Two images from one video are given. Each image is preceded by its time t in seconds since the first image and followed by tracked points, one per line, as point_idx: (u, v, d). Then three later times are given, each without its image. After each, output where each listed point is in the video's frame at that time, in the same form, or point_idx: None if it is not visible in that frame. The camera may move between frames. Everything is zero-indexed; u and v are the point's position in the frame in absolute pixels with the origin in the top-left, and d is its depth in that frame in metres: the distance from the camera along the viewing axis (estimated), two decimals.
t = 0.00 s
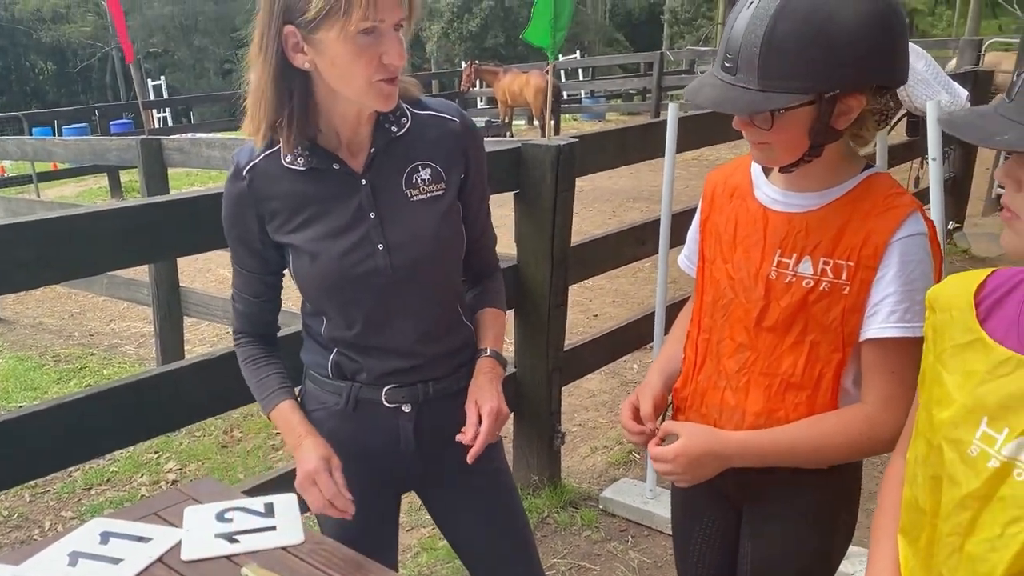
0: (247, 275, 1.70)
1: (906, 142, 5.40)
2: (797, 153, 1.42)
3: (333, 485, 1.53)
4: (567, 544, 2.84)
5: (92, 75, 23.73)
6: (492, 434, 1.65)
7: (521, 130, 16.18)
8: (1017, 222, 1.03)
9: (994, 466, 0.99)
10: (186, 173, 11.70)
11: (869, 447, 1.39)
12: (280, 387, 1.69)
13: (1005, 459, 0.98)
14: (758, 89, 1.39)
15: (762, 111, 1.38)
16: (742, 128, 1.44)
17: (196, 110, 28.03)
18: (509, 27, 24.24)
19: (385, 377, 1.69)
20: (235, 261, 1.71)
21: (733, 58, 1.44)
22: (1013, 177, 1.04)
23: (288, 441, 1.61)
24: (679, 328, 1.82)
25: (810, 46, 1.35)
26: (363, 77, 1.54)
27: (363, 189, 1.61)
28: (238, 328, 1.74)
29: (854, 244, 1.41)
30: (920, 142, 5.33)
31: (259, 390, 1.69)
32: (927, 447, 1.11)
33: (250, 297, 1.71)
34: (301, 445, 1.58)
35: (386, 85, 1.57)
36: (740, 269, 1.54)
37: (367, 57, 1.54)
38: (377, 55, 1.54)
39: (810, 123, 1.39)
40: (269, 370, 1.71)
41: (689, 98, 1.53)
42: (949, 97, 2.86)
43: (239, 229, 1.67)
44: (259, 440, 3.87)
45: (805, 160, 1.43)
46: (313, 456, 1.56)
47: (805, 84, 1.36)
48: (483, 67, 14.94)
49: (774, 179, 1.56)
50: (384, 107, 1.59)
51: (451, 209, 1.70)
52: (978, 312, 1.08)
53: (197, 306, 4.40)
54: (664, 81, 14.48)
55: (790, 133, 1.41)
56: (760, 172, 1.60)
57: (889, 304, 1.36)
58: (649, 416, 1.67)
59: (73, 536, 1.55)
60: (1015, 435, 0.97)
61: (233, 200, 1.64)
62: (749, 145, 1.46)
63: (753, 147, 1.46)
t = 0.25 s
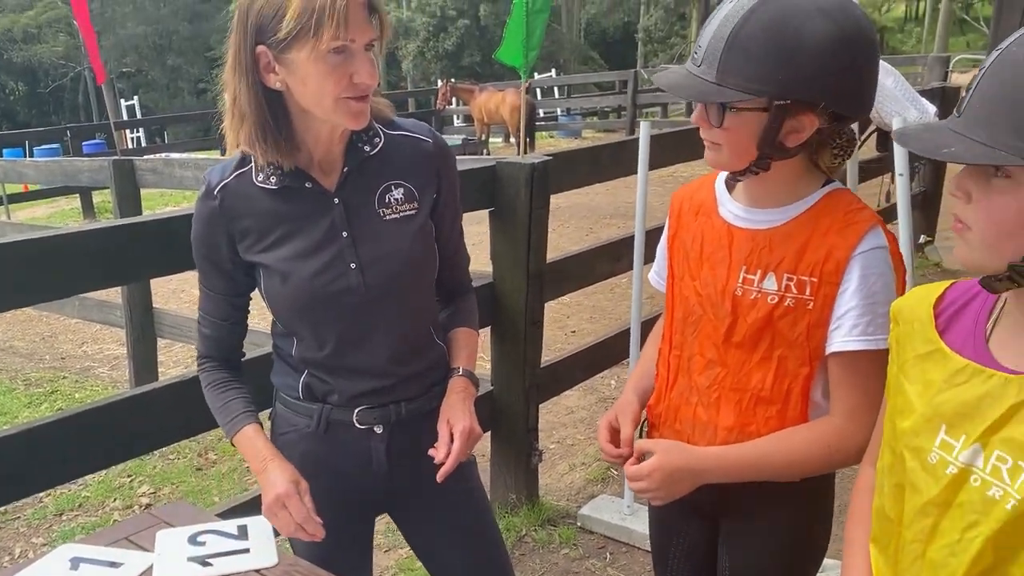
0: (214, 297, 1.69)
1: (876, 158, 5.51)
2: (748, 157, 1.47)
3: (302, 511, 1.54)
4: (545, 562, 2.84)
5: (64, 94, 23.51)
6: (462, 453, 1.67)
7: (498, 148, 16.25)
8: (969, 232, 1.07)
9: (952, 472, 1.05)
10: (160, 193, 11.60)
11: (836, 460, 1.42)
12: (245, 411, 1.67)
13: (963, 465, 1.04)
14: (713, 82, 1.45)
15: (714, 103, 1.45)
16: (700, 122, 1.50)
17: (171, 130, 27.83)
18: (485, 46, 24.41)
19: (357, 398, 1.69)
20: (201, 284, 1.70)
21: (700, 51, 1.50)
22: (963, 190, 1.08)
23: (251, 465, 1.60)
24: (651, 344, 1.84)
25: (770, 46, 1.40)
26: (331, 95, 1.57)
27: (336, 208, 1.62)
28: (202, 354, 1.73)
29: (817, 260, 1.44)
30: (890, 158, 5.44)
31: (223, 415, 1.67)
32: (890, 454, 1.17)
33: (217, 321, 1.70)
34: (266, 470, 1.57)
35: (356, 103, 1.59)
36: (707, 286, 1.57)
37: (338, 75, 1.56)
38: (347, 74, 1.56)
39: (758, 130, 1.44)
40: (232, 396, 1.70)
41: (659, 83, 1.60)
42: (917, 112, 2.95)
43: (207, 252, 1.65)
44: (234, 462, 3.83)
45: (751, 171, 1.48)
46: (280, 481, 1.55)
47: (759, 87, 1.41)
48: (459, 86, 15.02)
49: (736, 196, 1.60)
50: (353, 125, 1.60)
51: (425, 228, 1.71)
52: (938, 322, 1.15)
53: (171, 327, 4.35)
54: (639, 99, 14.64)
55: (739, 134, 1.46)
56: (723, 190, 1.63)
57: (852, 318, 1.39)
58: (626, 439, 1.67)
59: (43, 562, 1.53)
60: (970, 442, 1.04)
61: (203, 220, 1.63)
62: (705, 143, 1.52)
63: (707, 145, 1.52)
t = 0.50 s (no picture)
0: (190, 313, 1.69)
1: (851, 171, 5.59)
2: (722, 170, 1.49)
3: (287, 514, 1.52)
4: None
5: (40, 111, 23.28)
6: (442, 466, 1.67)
7: (478, 162, 16.31)
8: (939, 238, 1.10)
9: (929, 471, 1.08)
10: (138, 211, 11.51)
11: (813, 468, 1.44)
12: (224, 422, 1.66)
13: (939, 463, 1.07)
14: (690, 93, 1.48)
15: (691, 114, 1.48)
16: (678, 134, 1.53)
17: (148, 146, 27.64)
18: (464, 62, 24.53)
19: (331, 415, 1.69)
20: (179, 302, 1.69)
21: (678, 64, 1.54)
22: (932, 196, 1.11)
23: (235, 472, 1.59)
24: (629, 357, 1.86)
25: (748, 61, 1.43)
26: (308, 111, 1.57)
27: (310, 224, 1.62)
28: (180, 370, 1.73)
29: (791, 271, 1.46)
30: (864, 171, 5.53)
31: (202, 428, 1.66)
32: (870, 456, 1.21)
33: (195, 337, 1.70)
34: (251, 475, 1.56)
35: (332, 118, 1.60)
36: (685, 297, 1.59)
37: (313, 90, 1.57)
38: (323, 90, 1.58)
39: (733, 145, 1.47)
40: (213, 408, 1.69)
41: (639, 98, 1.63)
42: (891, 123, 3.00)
43: (182, 266, 1.66)
44: (213, 481, 3.79)
45: (725, 183, 1.50)
46: (264, 485, 1.53)
47: (736, 98, 1.44)
48: (438, 101, 15.08)
49: (712, 210, 1.63)
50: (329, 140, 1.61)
51: (400, 244, 1.71)
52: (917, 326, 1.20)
53: (148, 345, 4.31)
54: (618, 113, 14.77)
55: (714, 147, 1.49)
56: (699, 202, 1.66)
57: (826, 329, 1.42)
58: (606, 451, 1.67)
59: None
60: (947, 440, 1.07)
61: (178, 237, 1.64)
62: (682, 155, 1.54)
63: (683, 158, 1.54)
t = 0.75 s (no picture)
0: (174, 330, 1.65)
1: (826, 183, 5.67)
2: (704, 179, 1.52)
3: (360, 445, 1.53)
4: None
5: (14, 128, 23.02)
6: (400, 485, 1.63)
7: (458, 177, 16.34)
8: (917, 242, 1.14)
9: (910, 473, 1.11)
10: (114, 228, 11.40)
11: (789, 476, 1.46)
12: (234, 424, 1.63)
13: (920, 466, 1.10)
14: (675, 101, 1.49)
15: (675, 123, 1.50)
16: (661, 145, 1.56)
17: (125, 163, 27.42)
18: (443, 77, 24.61)
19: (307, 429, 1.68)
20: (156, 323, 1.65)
21: (660, 75, 1.55)
22: (910, 201, 1.14)
23: (279, 447, 1.56)
24: (611, 369, 1.87)
25: (731, 69, 1.45)
26: (289, 125, 1.59)
27: (287, 238, 1.62)
28: (164, 394, 1.67)
29: (766, 281, 1.48)
30: (839, 183, 5.61)
31: (212, 439, 1.62)
32: (851, 462, 1.24)
33: (178, 355, 1.66)
34: (303, 436, 1.55)
35: (313, 132, 1.62)
36: (662, 309, 1.61)
37: (294, 104, 1.58)
38: (304, 104, 1.60)
39: (715, 154, 1.49)
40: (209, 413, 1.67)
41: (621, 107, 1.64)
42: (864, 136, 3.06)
43: (159, 281, 1.63)
44: (192, 500, 3.74)
45: (706, 191, 1.53)
46: (324, 432, 1.54)
47: (721, 105, 1.45)
48: (417, 116, 15.12)
49: (689, 222, 1.65)
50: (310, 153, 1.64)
51: (376, 258, 1.72)
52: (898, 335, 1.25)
53: (125, 363, 4.25)
54: (596, 128, 14.87)
55: (696, 156, 1.51)
56: (677, 215, 1.69)
57: (800, 336, 1.44)
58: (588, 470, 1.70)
59: None
60: (927, 443, 1.10)
61: (153, 251, 1.62)
62: (664, 165, 1.58)
63: (666, 167, 1.57)
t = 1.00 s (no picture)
0: (168, 341, 1.64)
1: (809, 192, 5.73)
2: (690, 190, 1.53)
3: (381, 444, 1.56)
4: None
5: None
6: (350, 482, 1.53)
7: (443, 187, 16.35)
8: (906, 249, 1.15)
9: (905, 479, 1.12)
10: (97, 240, 11.31)
11: (776, 482, 1.47)
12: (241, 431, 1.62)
13: (915, 472, 1.11)
14: (665, 109, 1.50)
15: (663, 129, 1.50)
16: (647, 154, 1.56)
17: (107, 175, 27.22)
18: (428, 88, 24.66)
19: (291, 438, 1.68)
20: (146, 335, 1.63)
21: (647, 83, 1.56)
22: (898, 209, 1.16)
23: (296, 450, 1.56)
24: (596, 379, 1.88)
25: (720, 77, 1.47)
26: (278, 135, 1.59)
27: (273, 248, 1.62)
28: (159, 407, 1.65)
29: (752, 289, 1.50)
30: (821, 192, 5.67)
31: (221, 446, 1.60)
32: (843, 469, 1.24)
33: (171, 366, 1.65)
34: (323, 436, 1.57)
35: (300, 141, 1.63)
36: (649, 318, 1.62)
37: (283, 113, 1.59)
38: (292, 113, 1.60)
39: (704, 160, 1.51)
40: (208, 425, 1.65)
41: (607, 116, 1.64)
42: (844, 144, 3.10)
43: (147, 290, 1.61)
44: (177, 513, 3.71)
45: (694, 200, 1.54)
46: (348, 430, 1.57)
47: (710, 113, 1.47)
48: (402, 127, 15.13)
49: (673, 231, 1.67)
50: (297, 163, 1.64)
51: (362, 268, 1.73)
52: (891, 343, 1.27)
53: (108, 376, 4.21)
54: (581, 138, 14.95)
55: (685, 163, 1.52)
56: (660, 224, 1.70)
57: (786, 343, 1.46)
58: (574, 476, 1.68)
59: None
60: (922, 449, 1.11)
61: (138, 260, 1.60)
62: (650, 173, 1.58)
63: (653, 175, 1.57)
